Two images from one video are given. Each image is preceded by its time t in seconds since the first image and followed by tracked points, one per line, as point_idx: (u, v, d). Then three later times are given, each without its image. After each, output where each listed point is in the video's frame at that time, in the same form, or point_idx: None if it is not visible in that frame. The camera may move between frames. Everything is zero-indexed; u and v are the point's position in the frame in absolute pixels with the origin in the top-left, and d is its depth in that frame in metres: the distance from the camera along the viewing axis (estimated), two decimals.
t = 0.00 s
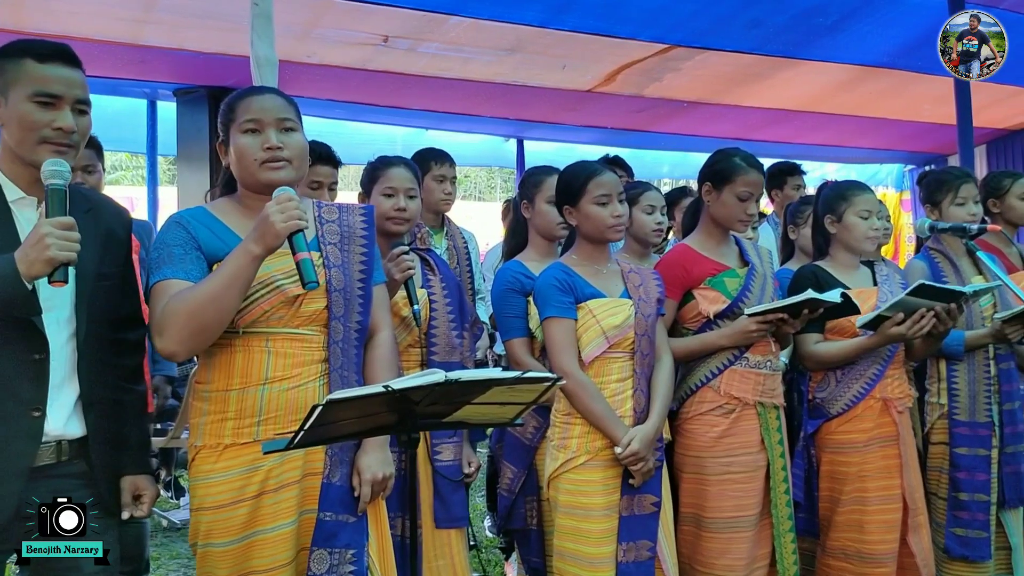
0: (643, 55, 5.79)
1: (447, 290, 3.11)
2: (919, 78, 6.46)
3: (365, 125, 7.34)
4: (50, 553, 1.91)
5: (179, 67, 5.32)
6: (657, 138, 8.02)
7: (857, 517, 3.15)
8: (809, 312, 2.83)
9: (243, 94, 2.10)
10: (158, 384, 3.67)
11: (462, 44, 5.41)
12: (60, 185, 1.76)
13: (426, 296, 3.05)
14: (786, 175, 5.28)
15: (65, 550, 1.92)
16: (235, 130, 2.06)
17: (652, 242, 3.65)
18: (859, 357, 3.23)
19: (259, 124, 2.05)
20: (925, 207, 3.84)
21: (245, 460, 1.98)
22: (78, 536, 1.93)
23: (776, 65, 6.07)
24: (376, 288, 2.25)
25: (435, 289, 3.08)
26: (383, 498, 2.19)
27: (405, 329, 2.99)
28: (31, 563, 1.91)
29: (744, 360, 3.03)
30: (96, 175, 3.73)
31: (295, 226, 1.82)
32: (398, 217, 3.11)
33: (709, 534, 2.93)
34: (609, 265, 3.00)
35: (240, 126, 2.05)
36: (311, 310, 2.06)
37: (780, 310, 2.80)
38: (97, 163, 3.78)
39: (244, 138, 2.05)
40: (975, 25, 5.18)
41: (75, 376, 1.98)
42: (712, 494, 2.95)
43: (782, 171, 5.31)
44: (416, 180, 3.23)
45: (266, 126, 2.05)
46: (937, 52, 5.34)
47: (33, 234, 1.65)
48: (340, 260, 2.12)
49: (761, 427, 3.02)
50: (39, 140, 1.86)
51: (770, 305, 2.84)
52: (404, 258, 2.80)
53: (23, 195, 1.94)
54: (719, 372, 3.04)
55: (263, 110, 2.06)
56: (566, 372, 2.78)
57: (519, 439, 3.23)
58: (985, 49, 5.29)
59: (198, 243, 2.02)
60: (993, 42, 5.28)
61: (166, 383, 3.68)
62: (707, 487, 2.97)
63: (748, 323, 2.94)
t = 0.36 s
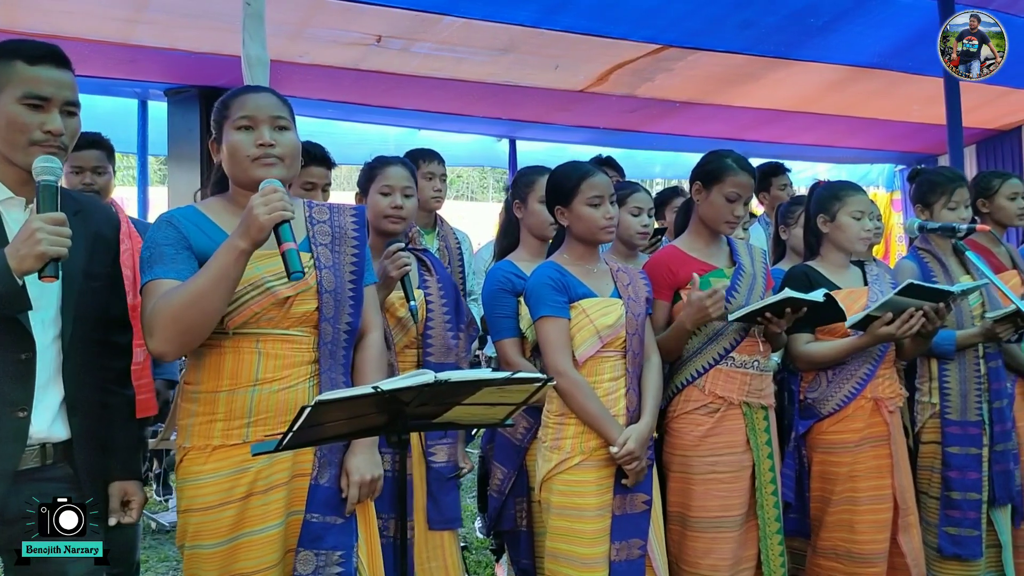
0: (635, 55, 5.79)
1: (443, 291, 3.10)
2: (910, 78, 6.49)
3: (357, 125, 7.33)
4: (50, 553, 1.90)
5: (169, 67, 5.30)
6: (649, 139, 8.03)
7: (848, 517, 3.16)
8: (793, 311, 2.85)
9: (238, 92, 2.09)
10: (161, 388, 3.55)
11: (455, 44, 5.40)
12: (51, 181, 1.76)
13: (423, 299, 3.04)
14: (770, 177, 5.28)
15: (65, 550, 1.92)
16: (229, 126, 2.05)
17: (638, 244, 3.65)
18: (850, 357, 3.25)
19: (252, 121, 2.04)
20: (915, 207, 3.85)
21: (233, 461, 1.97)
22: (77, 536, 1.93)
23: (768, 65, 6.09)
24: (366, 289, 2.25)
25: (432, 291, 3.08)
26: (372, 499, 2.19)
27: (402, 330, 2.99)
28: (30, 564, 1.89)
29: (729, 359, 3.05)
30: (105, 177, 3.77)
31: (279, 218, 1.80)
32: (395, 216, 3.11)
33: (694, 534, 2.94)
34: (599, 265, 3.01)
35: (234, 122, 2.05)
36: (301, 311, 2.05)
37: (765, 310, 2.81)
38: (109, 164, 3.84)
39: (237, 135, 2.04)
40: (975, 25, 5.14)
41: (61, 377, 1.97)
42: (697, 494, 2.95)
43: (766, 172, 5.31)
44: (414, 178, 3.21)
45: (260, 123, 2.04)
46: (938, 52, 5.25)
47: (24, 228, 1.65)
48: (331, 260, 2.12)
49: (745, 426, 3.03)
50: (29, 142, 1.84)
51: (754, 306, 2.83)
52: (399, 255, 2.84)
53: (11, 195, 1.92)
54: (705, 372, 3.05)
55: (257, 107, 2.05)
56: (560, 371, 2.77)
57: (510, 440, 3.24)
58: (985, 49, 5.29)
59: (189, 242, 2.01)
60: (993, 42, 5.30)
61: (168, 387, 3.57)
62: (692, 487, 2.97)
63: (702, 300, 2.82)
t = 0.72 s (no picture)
0: (629, 55, 5.80)
1: (442, 293, 3.09)
2: (904, 78, 6.50)
3: (351, 125, 7.32)
4: (50, 553, 1.89)
5: (162, 67, 5.29)
6: (644, 139, 8.04)
7: (841, 516, 3.16)
8: (780, 313, 2.85)
9: (233, 92, 2.08)
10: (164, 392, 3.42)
11: (448, 45, 5.40)
12: (41, 183, 1.75)
13: (422, 299, 3.03)
14: (761, 178, 5.29)
15: (65, 551, 1.89)
16: (225, 126, 2.04)
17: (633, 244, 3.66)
18: (842, 356, 3.25)
19: (249, 121, 2.04)
20: (912, 207, 3.84)
21: (240, 461, 1.95)
22: (78, 536, 1.90)
23: (762, 66, 6.10)
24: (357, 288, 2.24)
25: (431, 291, 3.07)
26: (369, 495, 2.20)
27: (401, 328, 2.99)
28: (29, 564, 1.88)
29: (719, 358, 3.05)
30: (108, 177, 3.75)
31: (288, 192, 1.86)
32: (393, 215, 3.10)
33: (687, 532, 2.94)
34: (591, 263, 3.01)
35: (229, 122, 2.04)
36: (300, 310, 2.05)
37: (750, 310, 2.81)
38: (112, 166, 3.81)
39: (234, 135, 2.03)
40: (976, 26, 5.22)
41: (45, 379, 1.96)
42: (689, 492, 2.95)
43: (756, 173, 5.30)
44: (409, 178, 3.20)
45: (256, 124, 2.04)
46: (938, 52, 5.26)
47: (13, 230, 1.64)
48: (327, 259, 2.11)
49: (738, 425, 3.02)
50: (17, 147, 1.84)
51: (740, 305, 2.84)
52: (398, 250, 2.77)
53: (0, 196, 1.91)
54: (696, 370, 3.06)
55: (254, 107, 2.04)
56: (553, 371, 2.77)
57: (506, 440, 3.23)
58: (986, 49, 5.39)
59: (193, 236, 2.00)
60: (994, 43, 5.42)
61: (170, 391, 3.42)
62: (685, 485, 2.97)
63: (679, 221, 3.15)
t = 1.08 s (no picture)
0: (627, 56, 5.80)
1: (441, 292, 3.10)
2: (901, 79, 6.52)
3: (348, 126, 7.32)
4: (50, 553, 1.88)
5: (159, 68, 5.28)
6: (641, 140, 8.04)
7: (838, 515, 3.16)
8: (780, 316, 2.85)
9: (228, 92, 2.08)
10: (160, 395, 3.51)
11: (445, 46, 5.41)
12: (28, 177, 1.77)
13: (420, 296, 3.03)
14: (757, 178, 5.29)
15: (65, 550, 1.90)
16: (219, 126, 2.04)
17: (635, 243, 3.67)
18: (839, 356, 3.26)
19: (243, 121, 2.03)
20: (911, 207, 3.84)
21: (234, 461, 1.95)
22: (77, 535, 1.91)
23: (759, 67, 6.11)
24: (354, 288, 2.23)
25: (429, 290, 3.07)
26: (364, 497, 2.18)
27: (399, 326, 2.94)
28: (30, 563, 1.87)
29: (716, 357, 3.06)
30: (106, 178, 3.75)
31: (274, 186, 1.85)
32: (391, 216, 3.10)
33: (684, 531, 2.94)
34: (590, 263, 3.01)
35: (224, 122, 2.04)
36: (295, 310, 2.04)
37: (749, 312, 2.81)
38: (111, 168, 3.80)
39: (228, 135, 2.03)
40: (976, 25, 5.24)
41: (42, 375, 1.95)
42: (686, 491, 2.95)
43: (752, 174, 5.31)
44: (408, 178, 3.20)
45: (251, 123, 2.04)
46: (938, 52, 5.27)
47: (7, 226, 1.63)
48: (323, 258, 2.10)
49: (735, 423, 3.03)
50: None
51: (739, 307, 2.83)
52: (394, 245, 2.75)
53: None
54: (694, 370, 3.05)
55: (249, 107, 2.04)
56: (548, 371, 2.76)
57: (507, 441, 3.24)
58: (986, 49, 5.41)
59: (186, 234, 2.00)
60: (993, 42, 5.43)
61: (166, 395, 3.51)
62: (682, 484, 2.97)
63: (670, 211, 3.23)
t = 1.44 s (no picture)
0: (626, 56, 5.81)
1: (438, 290, 3.11)
2: (901, 79, 6.52)
3: (347, 126, 7.32)
4: (50, 553, 1.90)
5: (159, 68, 5.29)
6: (640, 140, 8.05)
7: (836, 515, 3.17)
8: (775, 317, 2.85)
9: (223, 92, 2.08)
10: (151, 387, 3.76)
11: (445, 46, 5.41)
12: None
13: (417, 294, 3.03)
14: (758, 178, 5.30)
15: (65, 551, 1.91)
16: (212, 128, 2.05)
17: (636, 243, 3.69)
18: (836, 356, 3.27)
19: (236, 123, 2.04)
20: (909, 208, 3.85)
21: (215, 462, 1.96)
22: (77, 535, 1.93)
23: (758, 67, 6.11)
24: (354, 288, 2.23)
25: (427, 288, 3.08)
26: (358, 504, 2.17)
27: (397, 325, 2.94)
28: (30, 563, 1.90)
29: (712, 357, 3.06)
30: (101, 181, 3.75)
31: (254, 191, 1.84)
32: (388, 218, 3.11)
33: (680, 530, 2.95)
34: (590, 264, 3.02)
35: (217, 124, 2.04)
36: (285, 311, 2.05)
37: (747, 314, 2.81)
38: (106, 169, 3.79)
39: (220, 136, 2.04)
40: (975, 25, 5.25)
41: (29, 375, 1.94)
42: (682, 489, 2.96)
43: (754, 173, 5.33)
44: (405, 180, 3.20)
45: (242, 125, 2.04)
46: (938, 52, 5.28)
47: None
48: (318, 260, 2.11)
49: (731, 422, 3.04)
50: None
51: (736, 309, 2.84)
52: (391, 242, 2.77)
53: None
54: (689, 369, 3.06)
55: (241, 108, 2.04)
56: (547, 370, 2.77)
57: (508, 439, 3.24)
58: (985, 49, 5.41)
59: (176, 236, 2.01)
60: (993, 42, 5.43)
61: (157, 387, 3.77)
62: (678, 483, 2.98)
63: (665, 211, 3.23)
